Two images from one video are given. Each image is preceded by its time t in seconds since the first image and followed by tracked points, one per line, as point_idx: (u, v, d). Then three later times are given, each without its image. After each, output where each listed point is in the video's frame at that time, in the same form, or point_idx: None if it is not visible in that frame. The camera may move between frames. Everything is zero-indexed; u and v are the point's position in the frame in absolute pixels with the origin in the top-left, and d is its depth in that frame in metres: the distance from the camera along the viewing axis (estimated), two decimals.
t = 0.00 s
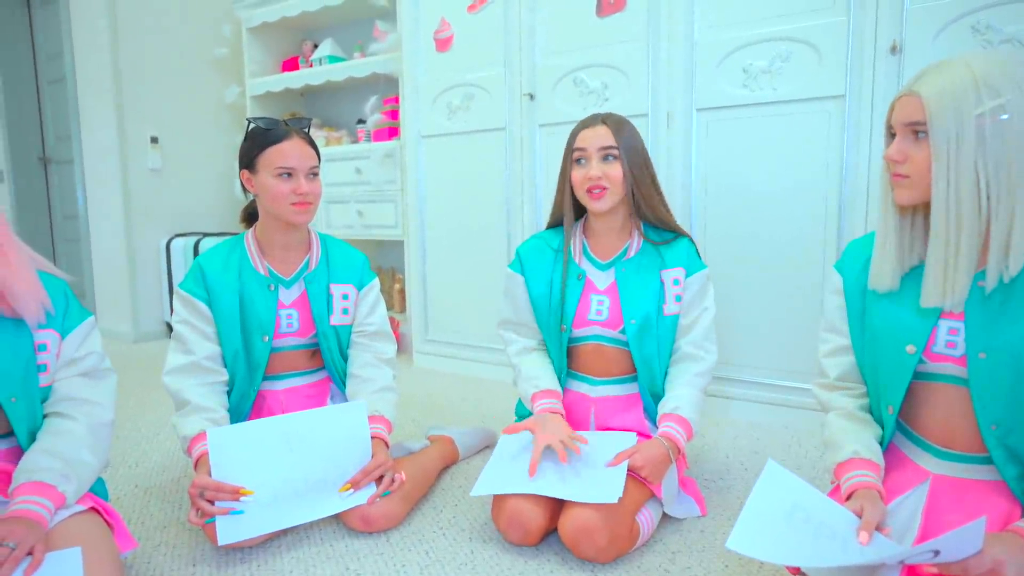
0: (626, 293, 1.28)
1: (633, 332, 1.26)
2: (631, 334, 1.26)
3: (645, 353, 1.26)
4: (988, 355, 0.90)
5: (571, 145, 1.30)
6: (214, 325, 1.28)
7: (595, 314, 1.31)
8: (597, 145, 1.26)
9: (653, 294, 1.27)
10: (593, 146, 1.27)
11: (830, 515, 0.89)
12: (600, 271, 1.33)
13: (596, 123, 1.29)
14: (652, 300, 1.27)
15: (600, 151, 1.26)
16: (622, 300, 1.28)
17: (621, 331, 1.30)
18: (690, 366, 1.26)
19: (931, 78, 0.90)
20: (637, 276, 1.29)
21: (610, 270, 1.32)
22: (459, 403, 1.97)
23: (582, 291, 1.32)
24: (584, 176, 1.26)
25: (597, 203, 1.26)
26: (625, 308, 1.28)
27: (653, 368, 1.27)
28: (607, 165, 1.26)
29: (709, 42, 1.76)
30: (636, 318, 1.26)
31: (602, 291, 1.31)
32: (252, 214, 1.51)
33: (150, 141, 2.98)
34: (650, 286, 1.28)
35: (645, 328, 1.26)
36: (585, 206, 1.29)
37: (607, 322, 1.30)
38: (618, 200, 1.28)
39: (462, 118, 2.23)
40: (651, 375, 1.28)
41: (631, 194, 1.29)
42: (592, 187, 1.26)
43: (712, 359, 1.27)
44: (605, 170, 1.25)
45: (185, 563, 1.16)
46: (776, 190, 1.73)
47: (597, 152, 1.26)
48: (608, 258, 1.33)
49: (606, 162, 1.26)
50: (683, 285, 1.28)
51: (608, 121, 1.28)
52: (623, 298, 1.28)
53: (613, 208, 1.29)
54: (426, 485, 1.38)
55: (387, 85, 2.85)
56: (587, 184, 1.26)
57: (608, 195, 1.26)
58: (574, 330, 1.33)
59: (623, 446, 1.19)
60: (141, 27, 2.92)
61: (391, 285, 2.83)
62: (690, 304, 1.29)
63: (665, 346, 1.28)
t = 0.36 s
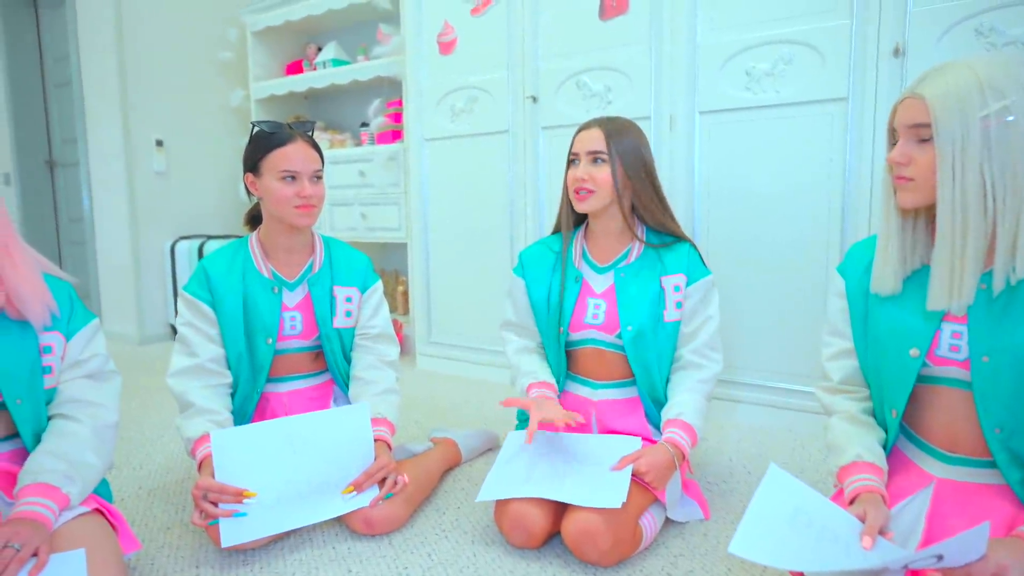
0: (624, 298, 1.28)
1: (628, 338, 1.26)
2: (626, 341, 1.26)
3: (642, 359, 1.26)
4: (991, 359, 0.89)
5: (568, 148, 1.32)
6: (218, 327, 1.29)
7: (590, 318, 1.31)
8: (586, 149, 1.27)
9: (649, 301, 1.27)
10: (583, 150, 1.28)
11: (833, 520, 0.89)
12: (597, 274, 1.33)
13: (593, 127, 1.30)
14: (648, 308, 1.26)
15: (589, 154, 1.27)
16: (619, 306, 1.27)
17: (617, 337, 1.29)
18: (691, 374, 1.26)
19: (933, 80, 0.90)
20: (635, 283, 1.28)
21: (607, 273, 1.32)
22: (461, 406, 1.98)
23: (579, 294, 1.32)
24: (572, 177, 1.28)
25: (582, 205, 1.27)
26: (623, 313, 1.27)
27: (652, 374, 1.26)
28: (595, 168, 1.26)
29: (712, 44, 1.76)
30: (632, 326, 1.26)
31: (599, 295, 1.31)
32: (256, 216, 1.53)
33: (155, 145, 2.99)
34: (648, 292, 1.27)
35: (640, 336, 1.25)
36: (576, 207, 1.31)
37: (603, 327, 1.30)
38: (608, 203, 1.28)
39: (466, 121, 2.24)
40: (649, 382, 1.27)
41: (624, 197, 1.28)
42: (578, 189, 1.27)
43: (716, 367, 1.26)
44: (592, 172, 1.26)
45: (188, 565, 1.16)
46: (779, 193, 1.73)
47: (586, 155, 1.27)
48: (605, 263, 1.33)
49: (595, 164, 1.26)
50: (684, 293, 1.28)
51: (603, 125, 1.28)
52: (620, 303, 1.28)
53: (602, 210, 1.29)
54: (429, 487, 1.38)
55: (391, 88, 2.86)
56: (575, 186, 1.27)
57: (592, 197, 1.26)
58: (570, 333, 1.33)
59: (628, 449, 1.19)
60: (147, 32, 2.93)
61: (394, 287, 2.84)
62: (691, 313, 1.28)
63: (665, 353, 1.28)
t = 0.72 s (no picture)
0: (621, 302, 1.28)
1: (627, 341, 1.26)
2: (625, 344, 1.26)
3: (643, 362, 1.26)
4: (991, 362, 0.89)
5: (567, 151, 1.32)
6: (221, 329, 1.29)
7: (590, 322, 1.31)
8: (583, 152, 1.27)
9: (647, 305, 1.27)
10: (580, 153, 1.28)
11: (834, 524, 0.89)
12: (595, 277, 1.33)
13: (590, 130, 1.30)
14: (647, 312, 1.26)
15: (585, 157, 1.27)
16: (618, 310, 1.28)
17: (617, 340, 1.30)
18: (692, 376, 1.26)
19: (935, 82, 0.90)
20: (633, 287, 1.28)
21: (606, 277, 1.32)
22: (463, 408, 1.97)
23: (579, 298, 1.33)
24: (569, 179, 1.28)
25: (578, 207, 1.28)
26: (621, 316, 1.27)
27: (652, 377, 1.26)
28: (591, 170, 1.26)
29: (714, 47, 1.77)
30: (631, 329, 1.26)
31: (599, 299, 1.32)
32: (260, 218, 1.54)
33: (159, 147, 3.00)
34: (648, 295, 1.27)
35: (639, 340, 1.26)
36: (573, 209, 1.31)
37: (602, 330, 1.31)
38: (603, 207, 1.28)
39: (469, 123, 2.24)
40: (649, 384, 1.27)
41: (620, 202, 1.28)
42: (574, 192, 1.27)
43: (718, 370, 1.27)
44: (587, 175, 1.26)
45: (190, 566, 1.17)
46: (782, 195, 1.73)
47: (583, 158, 1.27)
48: (604, 267, 1.33)
49: (591, 167, 1.27)
50: (682, 295, 1.28)
51: (601, 128, 1.29)
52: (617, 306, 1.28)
53: (598, 213, 1.29)
54: (431, 489, 1.38)
55: (394, 91, 2.87)
56: (571, 188, 1.28)
57: (587, 201, 1.27)
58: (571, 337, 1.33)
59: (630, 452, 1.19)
60: (152, 34, 2.95)
61: (397, 289, 2.84)
62: (691, 315, 1.28)
63: (665, 357, 1.28)
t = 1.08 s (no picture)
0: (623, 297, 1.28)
1: (632, 336, 1.26)
2: (630, 340, 1.26)
3: (647, 357, 1.26)
4: (995, 363, 0.89)
5: (573, 151, 1.31)
6: (224, 327, 1.30)
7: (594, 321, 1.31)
8: (597, 151, 1.26)
9: (650, 300, 1.27)
10: (593, 152, 1.27)
11: (837, 525, 0.89)
12: (597, 275, 1.33)
13: (597, 130, 1.30)
14: (650, 306, 1.26)
15: (599, 157, 1.26)
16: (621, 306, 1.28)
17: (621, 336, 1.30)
18: (692, 370, 1.26)
19: (937, 82, 0.89)
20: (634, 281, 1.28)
21: (608, 275, 1.32)
22: (466, 407, 1.98)
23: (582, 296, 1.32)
24: (582, 181, 1.26)
25: (592, 210, 1.26)
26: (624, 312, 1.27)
27: (655, 373, 1.26)
28: (606, 172, 1.25)
29: (718, 46, 1.76)
30: (634, 324, 1.26)
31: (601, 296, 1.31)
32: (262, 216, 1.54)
33: (165, 146, 3.02)
34: (649, 290, 1.27)
35: (643, 334, 1.26)
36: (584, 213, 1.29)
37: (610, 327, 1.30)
38: (616, 210, 1.27)
39: (472, 122, 2.24)
40: (653, 380, 1.27)
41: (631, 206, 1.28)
42: (589, 194, 1.26)
43: (718, 364, 1.26)
44: (603, 177, 1.25)
45: (194, 562, 1.17)
46: (786, 195, 1.72)
47: (597, 158, 1.26)
48: (606, 263, 1.33)
49: (605, 169, 1.26)
50: (682, 288, 1.28)
51: (610, 129, 1.28)
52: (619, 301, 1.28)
53: (610, 217, 1.28)
54: (432, 488, 1.38)
55: (398, 89, 2.87)
56: (585, 191, 1.26)
57: (603, 204, 1.26)
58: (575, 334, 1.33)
59: (632, 451, 1.19)
60: (158, 33, 2.96)
61: (400, 288, 2.84)
62: (691, 307, 1.28)
63: (666, 350, 1.28)
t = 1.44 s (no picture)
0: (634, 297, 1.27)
1: (641, 335, 1.26)
2: (640, 338, 1.25)
3: (655, 355, 1.26)
4: (1007, 360, 0.88)
5: (599, 143, 1.28)
6: (233, 324, 1.31)
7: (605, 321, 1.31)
8: (631, 145, 1.26)
9: (660, 300, 1.26)
10: (626, 146, 1.26)
11: (846, 523, 0.88)
12: (607, 276, 1.32)
13: (625, 124, 1.29)
14: (660, 305, 1.26)
15: (633, 150, 1.26)
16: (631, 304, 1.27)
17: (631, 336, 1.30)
18: (698, 370, 1.25)
19: (949, 80, 0.88)
20: (644, 281, 1.28)
21: (618, 275, 1.31)
22: (474, 403, 1.98)
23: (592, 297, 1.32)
24: (618, 172, 1.24)
25: (627, 203, 1.25)
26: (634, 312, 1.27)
27: (664, 371, 1.27)
28: (639, 165, 1.25)
29: (726, 43, 1.75)
30: (644, 322, 1.26)
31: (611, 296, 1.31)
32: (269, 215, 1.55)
33: (174, 143, 3.03)
34: (659, 290, 1.27)
35: (654, 331, 1.26)
36: (611, 206, 1.27)
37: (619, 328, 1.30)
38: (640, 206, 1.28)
39: (480, 119, 2.24)
40: (661, 377, 1.27)
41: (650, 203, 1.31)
42: (625, 186, 1.24)
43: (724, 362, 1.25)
44: (637, 170, 1.24)
45: (205, 557, 1.18)
46: (796, 193, 1.71)
47: (630, 151, 1.26)
48: (615, 264, 1.32)
49: (638, 162, 1.26)
50: (692, 288, 1.27)
51: (636, 125, 1.29)
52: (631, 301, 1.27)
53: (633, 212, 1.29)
54: (440, 484, 1.38)
55: (407, 87, 2.88)
56: (620, 182, 1.24)
57: (636, 197, 1.25)
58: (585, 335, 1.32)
59: (639, 449, 1.19)
60: (167, 30, 2.98)
61: (409, 285, 2.85)
62: (699, 307, 1.27)
63: (674, 348, 1.28)
